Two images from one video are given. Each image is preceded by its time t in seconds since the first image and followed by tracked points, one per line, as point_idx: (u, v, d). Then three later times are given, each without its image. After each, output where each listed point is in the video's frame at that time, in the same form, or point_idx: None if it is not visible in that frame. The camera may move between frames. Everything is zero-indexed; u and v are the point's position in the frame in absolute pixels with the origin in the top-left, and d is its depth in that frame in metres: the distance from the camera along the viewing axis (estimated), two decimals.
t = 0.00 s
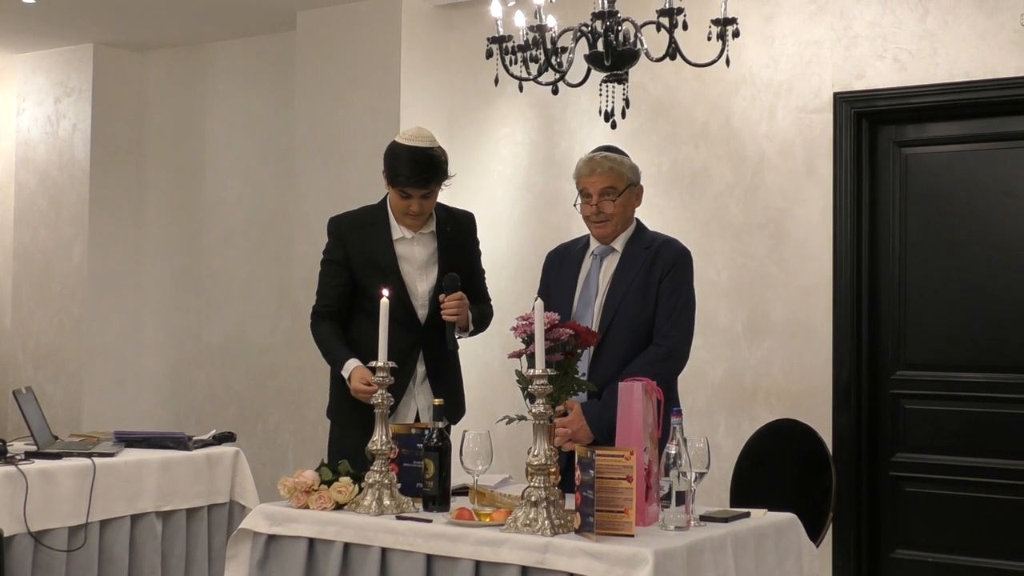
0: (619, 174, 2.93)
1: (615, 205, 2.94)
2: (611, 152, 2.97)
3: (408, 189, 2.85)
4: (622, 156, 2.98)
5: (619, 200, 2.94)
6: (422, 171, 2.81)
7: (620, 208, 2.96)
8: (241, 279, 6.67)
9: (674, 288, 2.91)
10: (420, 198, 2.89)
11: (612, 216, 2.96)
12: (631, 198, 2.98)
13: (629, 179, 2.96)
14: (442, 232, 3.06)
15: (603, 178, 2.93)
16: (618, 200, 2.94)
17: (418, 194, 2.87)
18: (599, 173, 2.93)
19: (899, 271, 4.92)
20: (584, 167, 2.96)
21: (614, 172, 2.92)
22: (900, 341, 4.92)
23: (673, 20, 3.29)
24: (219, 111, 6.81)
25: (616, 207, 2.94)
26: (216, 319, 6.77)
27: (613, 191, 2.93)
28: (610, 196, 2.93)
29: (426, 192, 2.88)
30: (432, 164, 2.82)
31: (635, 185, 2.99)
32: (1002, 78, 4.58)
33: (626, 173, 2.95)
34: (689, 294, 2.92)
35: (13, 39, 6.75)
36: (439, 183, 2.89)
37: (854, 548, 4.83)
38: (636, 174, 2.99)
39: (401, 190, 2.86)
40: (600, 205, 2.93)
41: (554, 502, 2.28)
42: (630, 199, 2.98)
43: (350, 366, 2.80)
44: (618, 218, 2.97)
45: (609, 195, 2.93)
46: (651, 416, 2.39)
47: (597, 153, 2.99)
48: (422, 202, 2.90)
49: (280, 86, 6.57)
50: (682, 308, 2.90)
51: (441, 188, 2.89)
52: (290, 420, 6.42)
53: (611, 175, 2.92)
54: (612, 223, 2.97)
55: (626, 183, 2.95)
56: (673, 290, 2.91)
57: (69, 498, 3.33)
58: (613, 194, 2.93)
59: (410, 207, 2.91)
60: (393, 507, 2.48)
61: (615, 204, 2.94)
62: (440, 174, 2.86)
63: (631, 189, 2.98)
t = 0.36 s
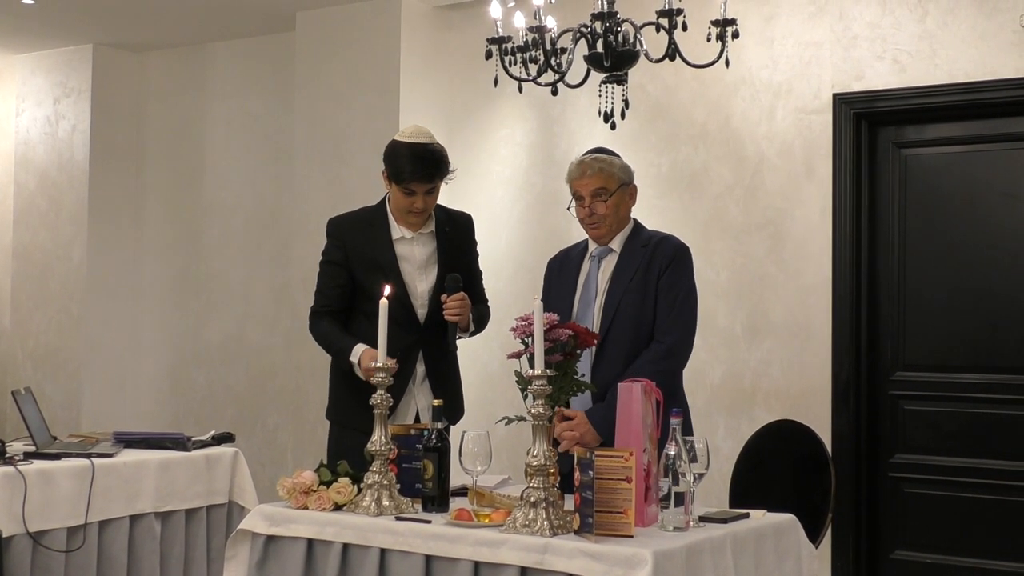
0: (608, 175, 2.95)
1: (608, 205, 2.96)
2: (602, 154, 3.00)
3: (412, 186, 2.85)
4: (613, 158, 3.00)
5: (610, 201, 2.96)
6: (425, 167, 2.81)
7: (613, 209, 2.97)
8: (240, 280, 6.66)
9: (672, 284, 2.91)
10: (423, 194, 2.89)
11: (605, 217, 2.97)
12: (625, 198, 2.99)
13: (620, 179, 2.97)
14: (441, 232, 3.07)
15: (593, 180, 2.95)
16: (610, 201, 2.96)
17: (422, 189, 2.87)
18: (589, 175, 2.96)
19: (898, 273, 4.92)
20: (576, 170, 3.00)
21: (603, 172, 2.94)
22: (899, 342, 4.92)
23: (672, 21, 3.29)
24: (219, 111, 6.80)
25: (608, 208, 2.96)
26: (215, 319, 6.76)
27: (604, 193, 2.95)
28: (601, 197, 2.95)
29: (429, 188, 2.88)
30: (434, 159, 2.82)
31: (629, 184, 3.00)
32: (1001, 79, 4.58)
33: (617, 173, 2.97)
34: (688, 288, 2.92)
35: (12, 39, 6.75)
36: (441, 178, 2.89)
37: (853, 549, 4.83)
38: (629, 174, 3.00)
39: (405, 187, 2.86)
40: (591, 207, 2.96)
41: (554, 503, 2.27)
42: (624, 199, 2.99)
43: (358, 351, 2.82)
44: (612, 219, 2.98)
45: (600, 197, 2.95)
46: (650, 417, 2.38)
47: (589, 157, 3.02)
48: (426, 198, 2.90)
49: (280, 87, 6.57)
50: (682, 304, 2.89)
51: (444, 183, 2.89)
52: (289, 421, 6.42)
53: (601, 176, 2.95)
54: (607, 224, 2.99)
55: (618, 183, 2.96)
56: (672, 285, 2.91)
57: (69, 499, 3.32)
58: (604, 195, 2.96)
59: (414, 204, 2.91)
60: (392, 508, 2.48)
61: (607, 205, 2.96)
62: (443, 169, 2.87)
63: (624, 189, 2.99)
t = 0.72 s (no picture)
0: (613, 174, 2.94)
1: (611, 205, 2.96)
2: (608, 153, 2.99)
3: (415, 179, 2.85)
4: (620, 157, 2.99)
5: (613, 200, 2.95)
6: (429, 160, 2.82)
7: (617, 208, 2.96)
8: (239, 280, 6.67)
9: (677, 285, 2.90)
10: (427, 187, 2.88)
11: (608, 216, 2.97)
12: (629, 198, 2.98)
13: (626, 179, 2.96)
14: (443, 232, 3.07)
15: (597, 179, 2.95)
16: (614, 200, 2.95)
17: (426, 183, 2.87)
18: (594, 174, 2.96)
19: (897, 272, 4.92)
20: (582, 169, 3.00)
21: (607, 172, 2.94)
22: (898, 342, 4.92)
23: (671, 21, 3.30)
24: (218, 111, 6.80)
25: (612, 207, 2.95)
26: (214, 319, 6.76)
27: (608, 192, 2.95)
28: (604, 197, 2.95)
29: (433, 181, 2.87)
30: (438, 153, 2.83)
31: (634, 184, 2.99)
32: (1000, 78, 4.59)
33: (622, 172, 2.96)
34: (693, 289, 2.91)
35: (10, 39, 6.75)
36: (445, 173, 2.89)
37: (852, 549, 4.83)
38: (636, 174, 2.99)
39: (408, 180, 2.86)
40: (595, 206, 2.95)
41: (553, 501, 2.27)
42: (629, 199, 2.98)
43: (360, 330, 2.84)
44: (615, 218, 2.98)
45: (604, 196, 2.95)
46: (650, 416, 2.38)
47: (596, 155, 3.02)
48: (430, 193, 2.90)
49: (279, 87, 6.57)
50: (686, 305, 2.89)
51: (447, 177, 2.89)
52: (287, 421, 6.42)
53: (604, 175, 2.94)
54: (610, 223, 2.98)
55: (622, 183, 2.95)
56: (676, 287, 2.90)
57: (68, 499, 3.32)
58: (608, 195, 2.95)
59: (418, 198, 2.90)
60: (390, 507, 2.48)
61: (610, 204, 2.95)
62: (446, 164, 2.87)
63: (629, 189, 2.98)
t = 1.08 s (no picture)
0: (603, 168, 2.98)
1: (599, 199, 2.98)
2: (609, 150, 3.03)
3: (415, 173, 2.84)
4: (619, 154, 3.01)
5: (602, 194, 2.98)
6: (430, 155, 2.82)
7: (605, 203, 2.98)
8: (235, 278, 6.66)
9: (666, 284, 2.89)
10: (427, 182, 2.88)
11: (596, 210, 2.99)
12: (621, 196, 2.98)
13: (617, 175, 2.98)
14: (442, 229, 3.07)
15: (590, 172, 3.00)
16: (602, 194, 2.98)
17: (426, 177, 2.86)
18: (588, 167, 3.01)
19: (893, 270, 4.93)
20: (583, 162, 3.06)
21: (599, 166, 2.98)
22: (894, 340, 4.92)
23: (667, 18, 3.30)
24: (214, 109, 6.80)
25: (599, 201, 2.98)
26: (210, 317, 6.76)
27: (596, 185, 2.98)
28: (593, 190, 2.98)
29: (434, 176, 2.87)
30: (439, 147, 2.83)
31: (629, 183, 2.99)
32: (995, 77, 4.59)
33: (615, 168, 2.98)
34: (683, 289, 2.89)
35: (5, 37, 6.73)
36: (445, 169, 2.89)
37: (848, 546, 4.84)
38: (634, 173, 2.99)
39: (408, 174, 2.85)
40: (584, 198, 3.00)
41: (548, 500, 2.26)
42: (621, 197, 2.98)
43: (345, 326, 2.85)
44: (604, 214, 2.99)
45: (593, 189, 2.99)
46: (645, 415, 2.39)
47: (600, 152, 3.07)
48: (430, 187, 2.89)
49: (274, 84, 6.57)
50: (675, 305, 2.87)
51: (447, 172, 2.89)
52: (283, 419, 6.42)
53: (595, 168, 2.99)
54: (597, 217, 3.00)
55: (613, 179, 2.98)
56: (666, 286, 2.89)
57: (63, 497, 3.32)
58: (597, 188, 2.98)
59: (418, 193, 2.89)
60: (386, 506, 2.48)
61: (599, 198, 2.98)
62: (446, 159, 2.87)
63: (622, 186, 2.98)
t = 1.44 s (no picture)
0: (592, 178, 2.95)
1: (594, 208, 2.98)
2: (597, 153, 2.99)
3: (415, 169, 2.84)
4: (607, 158, 2.98)
5: (596, 204, 2.97)
6: (429, 151, 2.81)
7: (600, 212, 2.98)
8: (229, 274, 6.65)
9: (655, 281, 2.88)
10: (426, 178, 2.87)
11: (591, 219, 3.00)
12: (615, 201, 2.98)
13: (608, 182, 2.95)
14: (435, 225, 3.06)
15: (580, 182, 2.97)
16: (595, 204, 2.97)
17: (426, 174, 2.86)
18: (578, 176, 2.98)
19: (887, 268, 4.93)
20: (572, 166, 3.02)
21: (589, 176, 2.95)
22: (888, 338, 4.93)
23: (663, 15, 3.30)
24: (209, 104, 6.79)
25: (593, 212, 2.98)
26: (205, 313, 6.75)
27: (588, 197, 2.97)
28: (587, 200, 2.97)
29: (432, 173, 2.87)
30: (437, 144, 2.83)
31: (620, 188, 2.97)
32: (991, 75, 4.60)
33: (605, 176, 2.96)
34: (673, 286, 2.88)
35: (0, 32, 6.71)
36: (443, 164, 2.88)
37: (841, 544, 4.84)
38: (624, 176, 2.97)
39: (407, 171, 2.84)
40: (578, 209, 2.99)
41: (542, 496, 2.27)
42: (614, 203, 2.98)
43: (344, 330, 2.82)
44: (599, 221, 3.00)
45: (586, 199, 2.97)
46: (640, 411, 2.38)
47: (586, 154, 3.02)
48: (428, 184, 2.89)
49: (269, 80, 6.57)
50: (663, 302, 2.85)
51: (445, 169, 2.89)
52: (278, 415, 6.42)
53: (585, 179, 2.96)
54: (595, 227, 3.01)
55: (605, 187, 2.96)
56: (654, 283, 2.88)
57: (56, 493, 3.30)
58: (590, 198, 2.97)
59: (417, 189, 2.89)
60: (380, 502, 2.47)
61: (593, 208, 2.98)
62: (445, 155, 2.87)
63: (614, 192, 2.97)
